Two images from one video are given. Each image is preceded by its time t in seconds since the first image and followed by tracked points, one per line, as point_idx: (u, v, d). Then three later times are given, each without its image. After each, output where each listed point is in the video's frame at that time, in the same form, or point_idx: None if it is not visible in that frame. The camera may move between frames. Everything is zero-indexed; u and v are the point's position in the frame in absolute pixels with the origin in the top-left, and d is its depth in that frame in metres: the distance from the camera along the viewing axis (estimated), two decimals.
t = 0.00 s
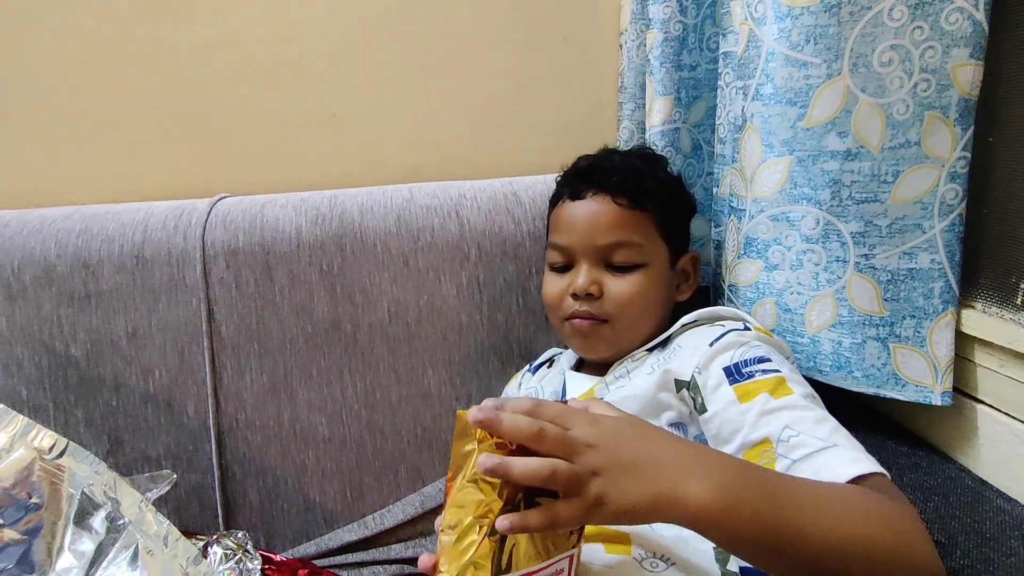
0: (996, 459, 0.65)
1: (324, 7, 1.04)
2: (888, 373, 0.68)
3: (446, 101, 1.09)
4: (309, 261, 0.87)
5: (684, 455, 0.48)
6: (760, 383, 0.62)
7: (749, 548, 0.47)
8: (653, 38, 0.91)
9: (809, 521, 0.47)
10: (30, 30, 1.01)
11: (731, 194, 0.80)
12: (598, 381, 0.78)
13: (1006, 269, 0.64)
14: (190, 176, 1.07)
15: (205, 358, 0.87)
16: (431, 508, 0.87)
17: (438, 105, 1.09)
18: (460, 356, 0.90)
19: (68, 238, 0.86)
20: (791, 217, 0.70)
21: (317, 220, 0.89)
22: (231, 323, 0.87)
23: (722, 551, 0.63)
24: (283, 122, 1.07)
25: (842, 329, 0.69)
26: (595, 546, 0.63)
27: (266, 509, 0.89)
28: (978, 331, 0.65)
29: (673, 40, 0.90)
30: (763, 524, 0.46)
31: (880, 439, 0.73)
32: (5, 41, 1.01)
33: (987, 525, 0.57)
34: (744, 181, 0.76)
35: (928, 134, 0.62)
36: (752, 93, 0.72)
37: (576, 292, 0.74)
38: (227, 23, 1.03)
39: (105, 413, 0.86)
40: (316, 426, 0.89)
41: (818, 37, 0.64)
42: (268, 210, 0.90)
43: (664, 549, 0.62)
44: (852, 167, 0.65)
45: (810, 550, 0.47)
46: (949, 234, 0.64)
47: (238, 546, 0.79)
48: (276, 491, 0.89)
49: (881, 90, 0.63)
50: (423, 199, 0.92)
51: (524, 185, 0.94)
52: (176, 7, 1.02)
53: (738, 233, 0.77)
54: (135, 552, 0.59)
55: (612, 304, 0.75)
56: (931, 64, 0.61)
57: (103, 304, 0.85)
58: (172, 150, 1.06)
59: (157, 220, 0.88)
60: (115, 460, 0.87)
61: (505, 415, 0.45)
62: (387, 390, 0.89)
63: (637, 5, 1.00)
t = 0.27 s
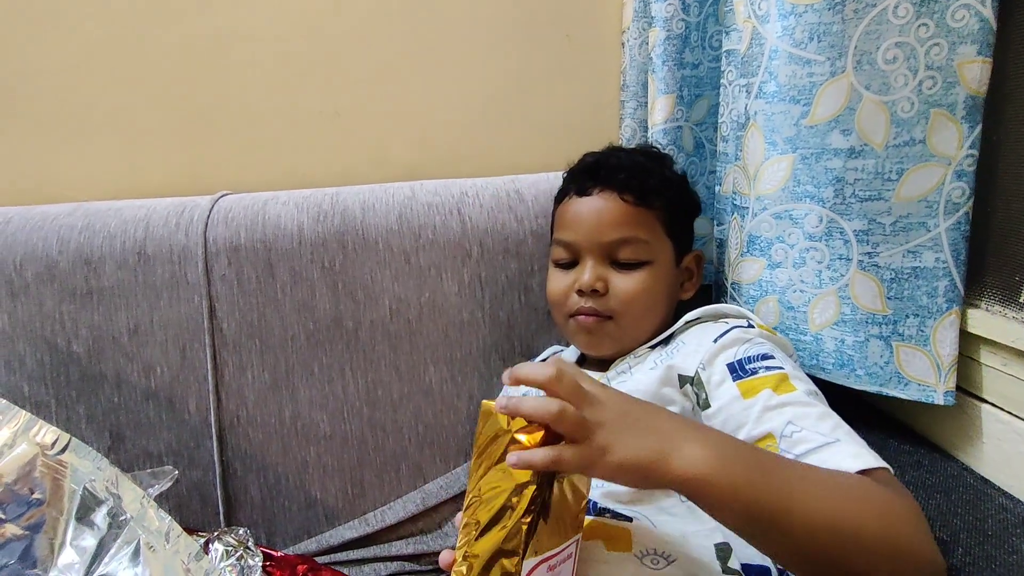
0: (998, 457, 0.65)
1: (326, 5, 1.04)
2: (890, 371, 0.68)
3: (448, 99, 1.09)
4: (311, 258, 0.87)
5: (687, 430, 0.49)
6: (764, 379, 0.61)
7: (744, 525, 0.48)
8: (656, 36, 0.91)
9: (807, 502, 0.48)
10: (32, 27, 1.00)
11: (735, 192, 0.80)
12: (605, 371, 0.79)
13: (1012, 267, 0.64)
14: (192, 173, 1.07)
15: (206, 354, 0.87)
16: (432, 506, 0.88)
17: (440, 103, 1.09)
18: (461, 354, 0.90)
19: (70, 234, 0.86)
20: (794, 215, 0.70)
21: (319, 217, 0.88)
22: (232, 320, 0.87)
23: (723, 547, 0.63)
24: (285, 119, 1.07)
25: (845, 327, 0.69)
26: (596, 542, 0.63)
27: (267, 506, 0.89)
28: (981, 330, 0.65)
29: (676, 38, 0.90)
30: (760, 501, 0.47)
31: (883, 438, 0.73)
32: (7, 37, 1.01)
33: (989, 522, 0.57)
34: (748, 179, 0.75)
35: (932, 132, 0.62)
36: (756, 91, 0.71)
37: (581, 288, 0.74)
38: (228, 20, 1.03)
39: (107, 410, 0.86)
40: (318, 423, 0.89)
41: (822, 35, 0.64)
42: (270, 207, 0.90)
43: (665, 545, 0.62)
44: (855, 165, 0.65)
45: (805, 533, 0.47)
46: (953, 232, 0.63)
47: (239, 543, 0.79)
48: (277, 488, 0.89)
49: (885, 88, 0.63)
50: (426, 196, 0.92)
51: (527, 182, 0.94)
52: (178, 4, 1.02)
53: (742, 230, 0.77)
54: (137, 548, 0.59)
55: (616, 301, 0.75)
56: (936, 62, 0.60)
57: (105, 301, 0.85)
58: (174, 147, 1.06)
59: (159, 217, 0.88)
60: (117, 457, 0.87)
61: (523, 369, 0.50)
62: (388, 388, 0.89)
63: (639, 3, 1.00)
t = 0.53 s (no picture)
0: (1000, 455, 0.65)
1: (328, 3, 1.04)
2: (893, 369, 0.68)
3: (450, 98, 1.09)
4: (313, 256, 0.87)
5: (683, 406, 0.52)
6: (770, 373, 0.61)
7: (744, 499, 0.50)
8: (658, 34, 0.91)
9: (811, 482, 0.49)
10: (35, 24, 1.01)
11: (737, 190, 0.80)
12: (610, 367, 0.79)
13: (1013, 265, 0.64)
14: (194, 170, 1.07)
15: (208, 351, 0.87)
16: (433, 504, 0.88)
17: (443, 101, 1.09)
18: (463, 352, 0.90)
19: (72, 231, 0.86)
20: (797, 213, 0.70)
21: (321, 215, 0.88)
22: (234, 317, 0.87)
23: (724, 544, 0.63)
24: (286, 117, 1.07)
25: (847, 325, 0.69)
26: (597, 539, 0.63)
27: (269, 503, 0.89)
28: (983, 328, 0.65)
29: (678, 36, 0.90)
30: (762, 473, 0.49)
31: (884, 437, 0.73)
32: (10, 34, 1.01)
33: (992, 520, 0.57)
34: (751, 177, 0.76)
35: (934, 130, 0.62)
36: (759, 89, 0.71)
37: (586, 286, 0.74)
38: (230, 18, 1.03)
39: (109, 407, 0.86)
40: (319, 420, 0.89)
41: (825, 33, 0.64)
42: (272, 205, 0.90)
43: (667, 543, 0.62)
44: (858, 163, 0.65)
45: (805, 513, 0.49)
46: (955, 230, 0.63)
47: (241, 540, 0.79)
48: (278, 485, 0.89)
49: (887, 86, 0.62)
50: (428, 194, 0.92)
51: (529, 180, 0.94)
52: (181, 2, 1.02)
53: (744, 229, 0.77)
54: (139, 544, 0.59)
55: (621, 299, 0.75)
56: (938, 60, 0.60)
57: (106, 297, 0.85)
58: (176, 144, 1.06)
59: (161, 214, 0.88)
60: (119, 454, 0.87)
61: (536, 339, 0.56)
62: (390, 385, 0.89)
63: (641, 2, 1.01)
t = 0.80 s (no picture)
0: (999, 455, 0.65)
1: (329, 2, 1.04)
2: (892, 369, 0.68)
3: (450, 97, 1.09)
4: (313, 255, 0.87)
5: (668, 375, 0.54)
6: (762, 354, 0.63)
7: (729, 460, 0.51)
8: (659, 34, 0.91)
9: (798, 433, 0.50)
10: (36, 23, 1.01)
11: (738, 190, 0.80)
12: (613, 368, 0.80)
13: (1013, 266, 0.64)
14: (194, 169, 1.07)
15: (209, 350, 0.87)
16: (433, 503, 0.88)
17: (443, 101, 1.09)
18: (463, 351, 0.90)
19: (73, 230, 0.86)
20: (797, 213, 0.70)
21: (321, 214, 0.88)
22: (235, 316, 0.87)
23: (725, 544, 0.63)
24: (287, 116, 1.07)
25: (847, 325, 0.69)
26: (597, 539, 0.64)
27: (268, 502, 0.89)
28: (983, 328, 0.65)
29: (679, 36, 0.90)
30: (751, 430, 0.50)
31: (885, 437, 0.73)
32: (11, 33, 1.01)
33: (992, 521, 0.57)
34: (751, 177, 0.75)
35: (935, 130, 0.62)
36: (760, 89, 0.71)
37: (590, 288, 0.74)
38: (231, 17, 1.03)
39: (109, 405, 0.87)
40: (319, 419, 0.89)
41: (826, 33, 0.64)
42: (273, 204, 0.90)
43: (667, 543, 0.63)
44: (859, 163, 0.65)
45: (800, 466, 0.49)
46: (956, 231, 0.63)
47: (241, 539, 0.80)
48: (278, 484, 0.89)
49: (889, 86, 0.62)
50: (428, 193, 0.92)
51: (530, 180, 0.94)
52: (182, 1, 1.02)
53: (745, 228, 0.77)
54: (139, 543, 0.59)
55: (625, 300, 0.75)
56: (940, 60, 0.60)
57: (107, 296, 0.86)
58: (177, 143, 1.06)
59: (162, 213, 0.88)
60: (119, 452, 0.87)
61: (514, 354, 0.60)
62: (390, 384, 0.89)
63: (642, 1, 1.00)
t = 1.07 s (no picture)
0: (1000, 455, 0.65)
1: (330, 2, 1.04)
2: (892, 369, 0.68)
3: (450, 96, 1.09)
4: (314, 254, 0.87)
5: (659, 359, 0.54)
6: (757, 346, 0.64)
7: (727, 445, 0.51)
8: (660, 34, 0.91)
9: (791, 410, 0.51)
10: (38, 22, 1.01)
11: (738, 189, 0.80)
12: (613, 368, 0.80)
13: (1013, 266, 0.64)
14: (195, 168, 1.07)
15: (209, 349, 0.87)
16: (433, 502, 0.88)
17: (444, 100, 1.09)
18: (463, 350, 0.90)
19: (74, 228, 0.86)
20: (797, 212, 0.70)
21: (322, 213, 0.89)
22: (235, 315, 0.87)
23: (725, 544, 0.63)
24: (288, 115, 1.07)
25: (847, 325, 0.69)
26: (597, 538, 0.64)
27: (269, 501, 0.89)
28: (984, 328, 0.65)
29: (679, 36, 0.90)
30: (749, 412, 0.50)
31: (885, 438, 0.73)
32: (13, 31, 1.01)
33: (992, 520, 0.57)
34: (752, 177, 0.75)
35: (935, 130, 0.62)
36: (760, 89, 0.71)
37: (592, 287, 0.74)
38: (232, 17, 1.03)
39: (109, 404, 0.87)
40: (320, 418, 0.89)
41: (827, 33, 0.64)
42: (274, 202, 0.90)
43: (667, 542, 0.63)
44: (859, 163, 0.65)
45: (796, 449, 0.49)
46: (955, 230, 0.63)
47: (241, 537, 0.80)
48: (278, 483, 0.89)
49: (889, 86, 0.63)
50: (429, 192, 0.92)
51: (530, 179, 0.94)
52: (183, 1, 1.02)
53: (745, 228, 0.77)
54: (140, 540, 0.59)
55: (626, 300, 0.75)
56: (940, 60, 0.61)
57: (108, 295, 0.86)
58: (178, 142, 1.06)
59: (163, 211, 0.88)
60: (119, 450, 0.87)
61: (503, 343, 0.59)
62: (390, 383, 0.89)
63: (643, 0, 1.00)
